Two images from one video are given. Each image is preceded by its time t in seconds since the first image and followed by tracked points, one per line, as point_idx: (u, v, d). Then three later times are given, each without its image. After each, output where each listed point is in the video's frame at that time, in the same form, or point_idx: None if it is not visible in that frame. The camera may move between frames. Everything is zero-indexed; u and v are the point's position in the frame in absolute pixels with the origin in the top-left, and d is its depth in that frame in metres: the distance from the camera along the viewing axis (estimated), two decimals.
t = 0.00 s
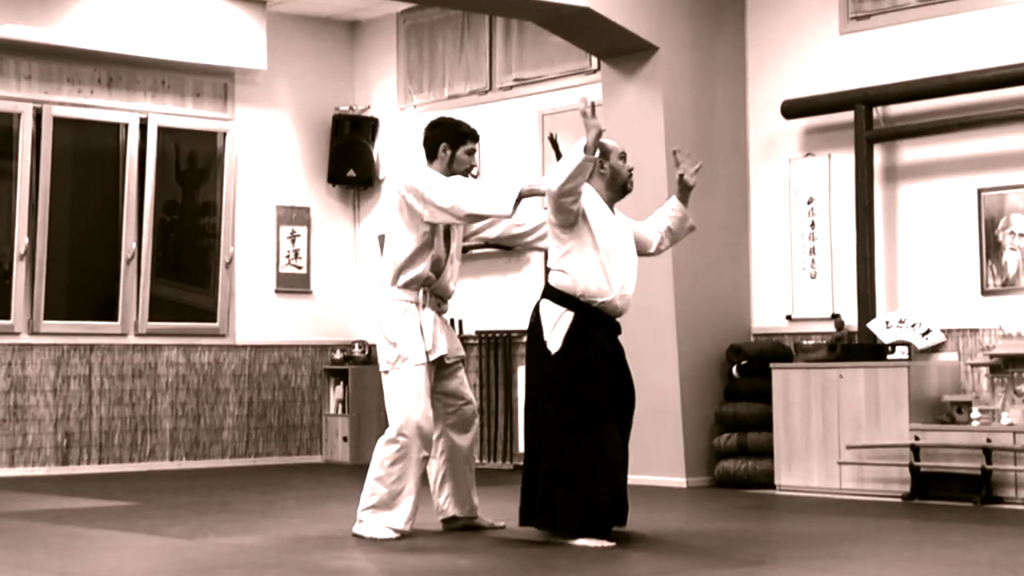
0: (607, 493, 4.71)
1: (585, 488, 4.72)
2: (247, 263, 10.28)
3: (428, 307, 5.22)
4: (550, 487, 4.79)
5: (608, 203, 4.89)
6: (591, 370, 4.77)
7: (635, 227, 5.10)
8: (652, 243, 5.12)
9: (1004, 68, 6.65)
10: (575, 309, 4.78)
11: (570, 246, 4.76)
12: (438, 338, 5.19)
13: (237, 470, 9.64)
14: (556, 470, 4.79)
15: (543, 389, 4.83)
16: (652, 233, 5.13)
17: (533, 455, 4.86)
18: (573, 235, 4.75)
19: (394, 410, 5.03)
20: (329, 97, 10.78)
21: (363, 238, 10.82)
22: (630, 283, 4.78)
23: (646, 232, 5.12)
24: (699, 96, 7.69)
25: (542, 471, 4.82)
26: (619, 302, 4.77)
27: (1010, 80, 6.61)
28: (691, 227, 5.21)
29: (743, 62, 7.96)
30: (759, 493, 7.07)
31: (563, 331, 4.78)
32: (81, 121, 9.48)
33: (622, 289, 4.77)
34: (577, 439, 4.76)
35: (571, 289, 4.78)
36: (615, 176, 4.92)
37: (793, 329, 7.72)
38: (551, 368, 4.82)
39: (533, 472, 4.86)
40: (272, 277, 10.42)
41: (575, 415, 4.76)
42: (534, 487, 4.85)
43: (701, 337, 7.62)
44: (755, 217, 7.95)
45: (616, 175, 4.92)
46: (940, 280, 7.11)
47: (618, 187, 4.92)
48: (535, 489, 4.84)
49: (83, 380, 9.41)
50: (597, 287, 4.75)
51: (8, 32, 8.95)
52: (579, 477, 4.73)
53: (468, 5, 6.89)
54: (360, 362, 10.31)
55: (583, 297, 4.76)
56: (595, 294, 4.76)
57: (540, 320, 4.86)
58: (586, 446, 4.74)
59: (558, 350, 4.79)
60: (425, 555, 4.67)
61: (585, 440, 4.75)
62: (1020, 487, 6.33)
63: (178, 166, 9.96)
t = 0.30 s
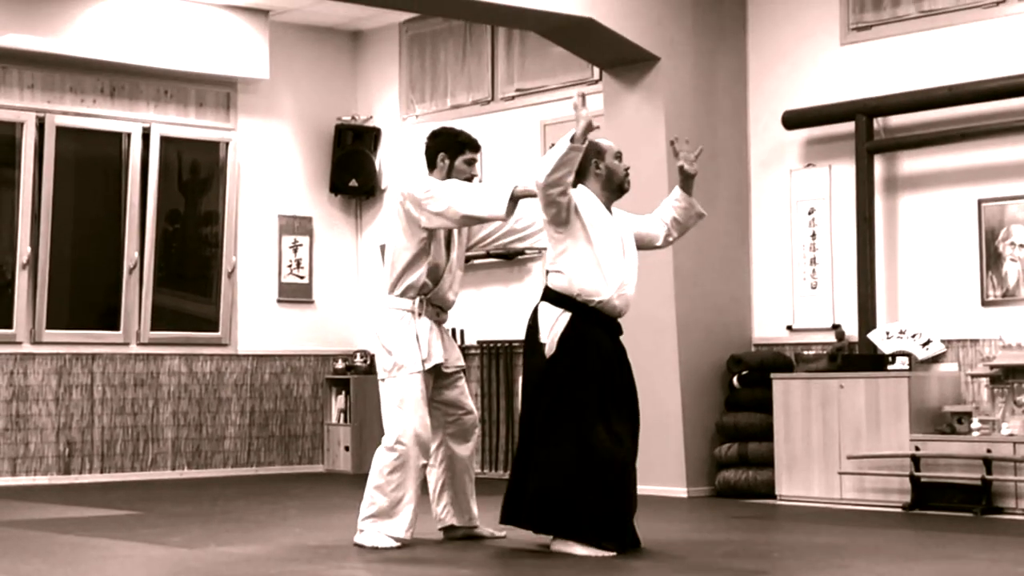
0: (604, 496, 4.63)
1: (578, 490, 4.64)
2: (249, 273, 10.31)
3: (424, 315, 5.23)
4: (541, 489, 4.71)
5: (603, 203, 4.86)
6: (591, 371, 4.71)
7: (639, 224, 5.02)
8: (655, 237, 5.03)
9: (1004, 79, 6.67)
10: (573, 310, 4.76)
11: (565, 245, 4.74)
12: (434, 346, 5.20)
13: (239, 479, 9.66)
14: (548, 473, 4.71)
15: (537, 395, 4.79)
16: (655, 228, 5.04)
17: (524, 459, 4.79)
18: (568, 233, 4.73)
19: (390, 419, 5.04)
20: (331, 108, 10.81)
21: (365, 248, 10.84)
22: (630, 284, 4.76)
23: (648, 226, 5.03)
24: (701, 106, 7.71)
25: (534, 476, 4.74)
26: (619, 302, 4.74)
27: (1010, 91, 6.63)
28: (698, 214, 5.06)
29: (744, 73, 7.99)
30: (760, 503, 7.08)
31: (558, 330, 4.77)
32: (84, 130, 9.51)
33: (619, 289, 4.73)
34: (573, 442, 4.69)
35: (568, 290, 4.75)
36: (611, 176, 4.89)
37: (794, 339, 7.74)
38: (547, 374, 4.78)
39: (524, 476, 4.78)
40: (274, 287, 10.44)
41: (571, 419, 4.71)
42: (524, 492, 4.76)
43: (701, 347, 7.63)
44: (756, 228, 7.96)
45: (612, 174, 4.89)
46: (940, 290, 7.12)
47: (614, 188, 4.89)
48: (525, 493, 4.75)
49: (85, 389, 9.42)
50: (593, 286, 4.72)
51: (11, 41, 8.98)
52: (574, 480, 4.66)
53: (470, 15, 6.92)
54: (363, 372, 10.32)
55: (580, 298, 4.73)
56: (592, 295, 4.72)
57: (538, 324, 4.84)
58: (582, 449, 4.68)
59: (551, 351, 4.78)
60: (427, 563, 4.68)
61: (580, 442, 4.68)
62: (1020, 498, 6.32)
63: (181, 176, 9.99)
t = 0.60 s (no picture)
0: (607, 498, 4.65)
1: (581, 493, 4.66)
2: (253, 277, 10.35)
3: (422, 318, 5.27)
4: (544, 495, 4.73)
5: (602, 205, 4.89)
6: (590, 373, 4.74)
7: (638, 226, 5.06)
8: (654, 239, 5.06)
9: (1003, 85, 6.71)
10: (576, 310, 4.78)
11: (565, 246, 4.76)
12: (432, 349, 5.23)
13: (243, 482, 9.69)
14: (549, 478, 4.73)
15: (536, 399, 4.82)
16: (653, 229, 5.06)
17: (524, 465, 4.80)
18: (568, 233, 4.75)
19: (389, 422, 5.08)
20: (335, 112, 10.86)
21: (368, 252, 10.88)
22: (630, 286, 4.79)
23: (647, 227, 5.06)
24: (703, 111, 7.74)
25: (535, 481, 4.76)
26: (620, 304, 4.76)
27: (1010, 96, 6.67)
28: (698, 214, 5.09)
29: (745, 78, 8.03)
30: (762, 506, 7.11)
31: (562, 329, 4.80)
32: (88, 134, 9.55)
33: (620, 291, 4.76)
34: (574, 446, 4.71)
35: (570, 291, 4.78)
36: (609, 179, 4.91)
37: (795, 343, 7.77)
38: (546, 379, 4.81)
39: (524, 481, 4.80)
40: (278, 291, 10.48)
41: (572, 422, 4.73)
42: (525, 498, 4.78)
43: (703, 351, 7.67)
44: (758, 232, 7.99)
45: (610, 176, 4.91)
46: (941, 295, 7.15)
47: (610, 189, 4.90)
48: (527, 498, 4.77)
49: (89, 393, 9.46)
50: (595, 286, 4.74)
51: (17, 47, 9.02)
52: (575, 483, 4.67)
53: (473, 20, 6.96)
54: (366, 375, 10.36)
55: (583, 298, 4.76)
56: (593, 296, 4.74)
57: (541, 326, 4.87)
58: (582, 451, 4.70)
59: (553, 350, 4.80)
60: (430, 566, 4.72)
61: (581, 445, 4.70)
62: (1021, 501, 6.35)
63: (185, 180, 10.03)
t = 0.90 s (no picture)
0: (617, 501, 4.69)
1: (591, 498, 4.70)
2: (257, 278, 10.40)
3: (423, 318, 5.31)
4: (555, 499, 4.77)
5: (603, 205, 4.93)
6: (596, 377, 4.76)
7: (634, 228, 5.09)
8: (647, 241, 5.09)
9: (1003, 88, 6.74)
10: (585, 313, 4.78)
11: (571, 242, 4.79)
12: (433, 350, 5.27)
13: (247, 483, 9.74)
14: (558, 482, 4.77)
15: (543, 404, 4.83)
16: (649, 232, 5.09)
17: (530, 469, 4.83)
18: (574, 230, 4.78)
19: (391, 422, 5.12)
20: (339, 115, 10.91)
21: (372, 254, 10.93)
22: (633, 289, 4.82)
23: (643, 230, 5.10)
24: (704, 113, 7.79)
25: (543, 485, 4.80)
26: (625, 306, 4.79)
27: (1009, 99, 6.71)
28: (694, 218, 5.13)
29: (746, 81, 8.07)
30: (762, 507, 7.15)
31: (573, 330, 4.79)
32: (93, 137, 9.61)
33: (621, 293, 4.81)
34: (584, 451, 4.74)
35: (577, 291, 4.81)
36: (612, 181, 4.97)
37: (796, 344, 7.81)
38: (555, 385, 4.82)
39: (529, 486, 4.82)
40: (282, 292, 10.54)
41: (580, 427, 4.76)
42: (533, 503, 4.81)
43: (704, 352, 7.71)
44: (759, 234, 8.04)
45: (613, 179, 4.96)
46: (941, 296, 7.20)
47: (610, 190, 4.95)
48: (535, 503, 4.80)
49: (94, 394, 9.52)
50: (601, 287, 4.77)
51: (23, 49, 9.06)
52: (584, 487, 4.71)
53: (476, 24, 7.00)
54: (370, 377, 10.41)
55: (591, 298, 4.78)
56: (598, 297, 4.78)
57: (551, 330, 4.84)
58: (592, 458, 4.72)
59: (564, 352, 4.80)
60: (433, 566, 4.76)
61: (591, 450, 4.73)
62: (1019, 501, 6.39)
63: (189, 182, 10.08)
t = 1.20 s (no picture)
0: (630, 500, 4.70)
1: (604, 497, 4.72)
2: (264, 277, 10.47)
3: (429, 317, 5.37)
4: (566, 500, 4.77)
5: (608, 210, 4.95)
6: (606, 378, 4.77)
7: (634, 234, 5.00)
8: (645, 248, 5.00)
9: (1003, 89, 6.79)
10: (596, 314, 4.78)
11: (586, 237, 4.78)
12: (439, 349, 5.33)
13: (253, 480, 9.81)
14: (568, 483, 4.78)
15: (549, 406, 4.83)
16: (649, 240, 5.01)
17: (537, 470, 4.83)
18: (589, 226, 4.77)
19: (397, 419, 5.18)
20: (344, 115, 10.98)
21: (378, 253, 10.99)
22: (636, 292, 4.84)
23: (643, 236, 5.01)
24: (707, 114, 7.84)
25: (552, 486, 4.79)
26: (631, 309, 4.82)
27: (1010, 100, 6.76)
28: (694, 232, 5.05)
29: (749, 82, 8.12)
30: (765, 504, 7.21)
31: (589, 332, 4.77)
32: (101, 137, 9.67)
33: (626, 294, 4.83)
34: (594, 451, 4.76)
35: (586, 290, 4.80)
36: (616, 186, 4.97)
37: (798, 343, 7.86)
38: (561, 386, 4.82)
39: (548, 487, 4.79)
40: (288, 291, 10.60)
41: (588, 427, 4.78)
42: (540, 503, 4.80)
43: (707, 351, 7.76)
44: (761, 233, 8.09)
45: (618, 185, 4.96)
46: (942, 295, 7.25)
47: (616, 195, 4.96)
48: (546, 506, 4.78)
49: (102, 392, 9.58)
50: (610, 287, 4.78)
51: (31, 50, 9.13)
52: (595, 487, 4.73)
53: (481, 25, 7.05)
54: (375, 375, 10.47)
55: (604, 300, 4.78)
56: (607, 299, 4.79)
57: (563, 331, 4.81)
58: (602, 457, 4.74)
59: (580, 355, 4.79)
60: (438, 563, 4.82)
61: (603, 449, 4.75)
62: (1020, 499, 6.44)
63: (196, 181, 10.15)
